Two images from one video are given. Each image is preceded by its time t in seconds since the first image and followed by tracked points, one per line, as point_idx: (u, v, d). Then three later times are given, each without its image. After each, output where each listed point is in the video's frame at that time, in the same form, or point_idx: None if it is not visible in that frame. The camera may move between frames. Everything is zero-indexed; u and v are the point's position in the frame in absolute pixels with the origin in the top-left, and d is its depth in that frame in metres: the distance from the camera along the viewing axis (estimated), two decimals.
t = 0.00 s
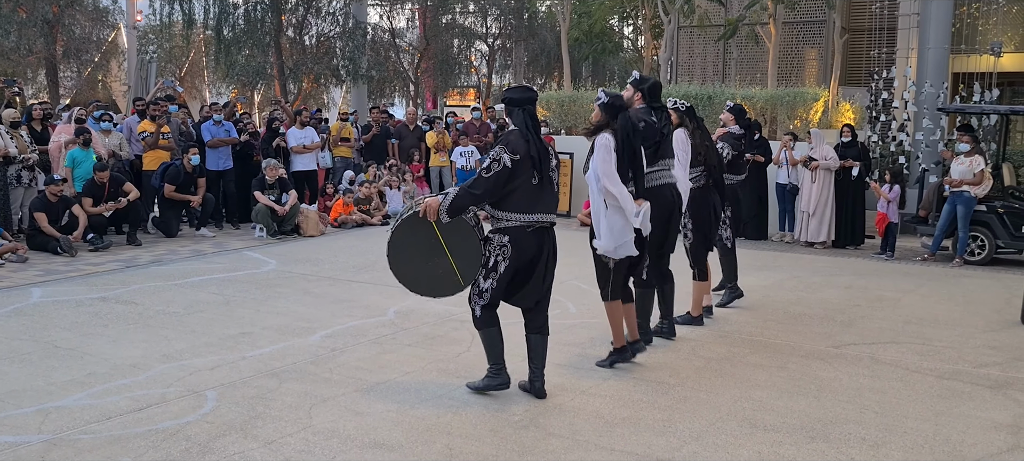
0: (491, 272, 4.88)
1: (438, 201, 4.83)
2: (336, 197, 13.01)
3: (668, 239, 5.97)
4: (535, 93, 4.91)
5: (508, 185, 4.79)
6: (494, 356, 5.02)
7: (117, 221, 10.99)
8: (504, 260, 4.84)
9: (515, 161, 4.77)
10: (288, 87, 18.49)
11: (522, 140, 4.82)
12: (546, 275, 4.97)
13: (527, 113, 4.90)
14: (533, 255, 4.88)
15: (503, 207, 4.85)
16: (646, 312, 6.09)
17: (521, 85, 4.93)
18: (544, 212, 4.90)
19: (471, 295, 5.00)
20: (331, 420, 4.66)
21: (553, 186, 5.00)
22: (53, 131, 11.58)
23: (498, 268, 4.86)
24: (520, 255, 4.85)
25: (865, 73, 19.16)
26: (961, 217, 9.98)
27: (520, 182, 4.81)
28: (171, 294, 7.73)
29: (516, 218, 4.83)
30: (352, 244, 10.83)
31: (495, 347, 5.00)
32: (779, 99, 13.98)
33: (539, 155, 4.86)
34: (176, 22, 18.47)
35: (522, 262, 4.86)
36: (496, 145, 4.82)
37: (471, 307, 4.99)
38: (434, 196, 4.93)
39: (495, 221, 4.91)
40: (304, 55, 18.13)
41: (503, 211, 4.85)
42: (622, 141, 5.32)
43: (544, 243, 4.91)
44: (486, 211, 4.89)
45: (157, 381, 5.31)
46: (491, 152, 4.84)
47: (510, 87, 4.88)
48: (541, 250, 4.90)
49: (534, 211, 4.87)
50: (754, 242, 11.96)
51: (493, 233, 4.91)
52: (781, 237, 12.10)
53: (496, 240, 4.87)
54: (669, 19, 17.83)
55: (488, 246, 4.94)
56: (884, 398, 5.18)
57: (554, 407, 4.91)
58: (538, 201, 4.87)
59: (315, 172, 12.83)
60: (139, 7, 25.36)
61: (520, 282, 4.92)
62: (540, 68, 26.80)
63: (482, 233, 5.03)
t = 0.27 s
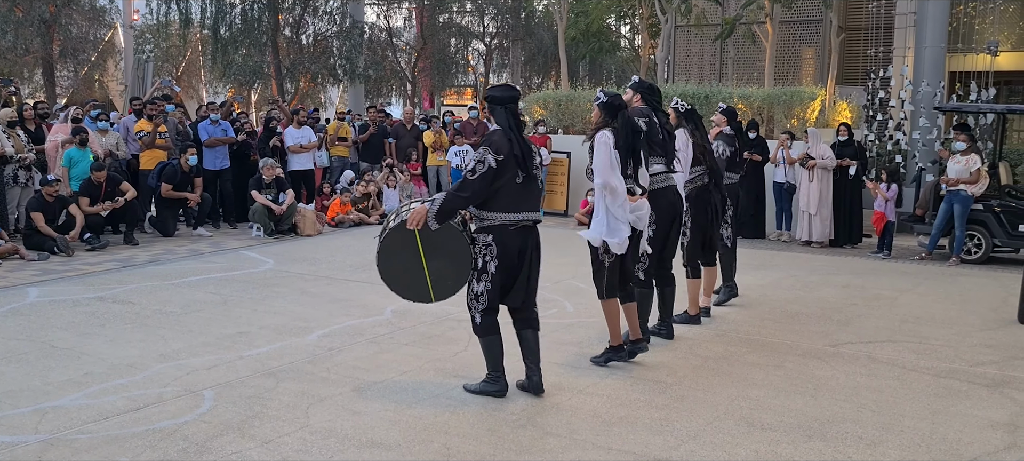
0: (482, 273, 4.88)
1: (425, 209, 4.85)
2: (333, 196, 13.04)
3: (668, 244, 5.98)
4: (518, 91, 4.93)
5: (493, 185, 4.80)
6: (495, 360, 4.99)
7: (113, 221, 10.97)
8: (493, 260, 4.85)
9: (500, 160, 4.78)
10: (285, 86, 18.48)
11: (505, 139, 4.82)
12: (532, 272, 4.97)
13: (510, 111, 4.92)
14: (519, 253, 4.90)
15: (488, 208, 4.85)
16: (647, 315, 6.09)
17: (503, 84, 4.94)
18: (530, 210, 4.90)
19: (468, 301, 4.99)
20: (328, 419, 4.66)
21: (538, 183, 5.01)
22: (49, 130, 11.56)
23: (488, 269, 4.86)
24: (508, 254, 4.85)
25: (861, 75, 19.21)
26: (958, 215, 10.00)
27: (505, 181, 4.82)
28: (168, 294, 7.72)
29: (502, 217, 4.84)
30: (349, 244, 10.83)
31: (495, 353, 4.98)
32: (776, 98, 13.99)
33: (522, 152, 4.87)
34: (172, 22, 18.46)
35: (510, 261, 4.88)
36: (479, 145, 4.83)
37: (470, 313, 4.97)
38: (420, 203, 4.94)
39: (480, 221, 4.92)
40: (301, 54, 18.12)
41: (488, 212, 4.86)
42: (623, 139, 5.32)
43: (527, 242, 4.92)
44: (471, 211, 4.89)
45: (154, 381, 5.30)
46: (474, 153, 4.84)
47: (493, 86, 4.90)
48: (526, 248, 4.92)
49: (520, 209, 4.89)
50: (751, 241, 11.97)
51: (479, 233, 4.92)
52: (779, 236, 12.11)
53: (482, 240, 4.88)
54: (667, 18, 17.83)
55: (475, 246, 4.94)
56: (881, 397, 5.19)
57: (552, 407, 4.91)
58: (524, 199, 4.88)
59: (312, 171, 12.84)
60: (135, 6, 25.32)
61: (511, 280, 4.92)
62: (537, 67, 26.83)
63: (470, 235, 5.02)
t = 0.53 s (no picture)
0: (466, 275, 4.93)
1: (403, 211, 4.88)
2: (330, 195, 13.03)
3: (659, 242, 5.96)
4: (492, 91, 4.97)
5: (468, 184, 4.84)
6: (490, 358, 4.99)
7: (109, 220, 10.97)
8: (475, 260, 4.90)
9: (474, 160, 4.82)
10: (282, 86, 18.45)
11: (479, 138, 4.87)
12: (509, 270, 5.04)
13: (485, 111, 4.96)
14: (499, 252, 4.95)
15: (465, 207, 4.89)
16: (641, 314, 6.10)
17: (477, 85, 5.01)
18: (506, 208, 4.96)
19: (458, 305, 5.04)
20: (325, 419, 4.66)
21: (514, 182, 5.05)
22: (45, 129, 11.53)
23: (472, 269, 4.91)
24: (487, 254, 4.91)
25: (857, 73, 19.23)
26: (954, 215, 10.01)
27: (480, 180, 4.87)
28: (164, 293, 7.71)
29: (479, 216, 4.88)
30: (346, 243, 10.81)
31: (491, 352, 4.99)
32: (772, 98, 14.01)
33: (496, 151, 4.92)
34: (169, 21, 18.43)
35: (492, 261, 4.93)
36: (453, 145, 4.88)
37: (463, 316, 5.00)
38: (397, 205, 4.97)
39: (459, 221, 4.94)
40: (297, 53, 18.10)
41: (466, 211, 4.89)
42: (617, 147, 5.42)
43: (507, 240, 4.98)
44: (449, 211, 4.93)
45: (150, 381, 5.30)
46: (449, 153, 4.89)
47: (467, 87, 4.96)
48: (505, 248, 4.97)
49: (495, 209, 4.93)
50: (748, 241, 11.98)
51: (458, 234, 4.95)
52: (775, 235, 12.12)
53: (463, 240, 4.92)
54: (664, 18, 17.83)
55: (456, 247, 4.99)
56: (877, 396, 5.19)
57: (549, 406, 4.91)
58: (499, 199, 4.93)
59: (308, 170, 12.85)
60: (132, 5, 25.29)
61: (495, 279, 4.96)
62: (534, 66, 26.85)
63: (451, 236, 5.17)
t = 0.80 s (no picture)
0: (448, 272, 4.98)
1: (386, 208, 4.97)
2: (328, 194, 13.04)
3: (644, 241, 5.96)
4: (481, 92, 5.01)
5: (450, 183, 4.88)
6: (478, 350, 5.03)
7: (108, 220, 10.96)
8: (457, 258, 4.94)
9: (457, 158, 4.86)
10: (279, 85, 18.43)
11: (464, 138, 4.90)
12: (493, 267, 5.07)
13: (474, 112, 5.00)
14: (480, 251, 4.98)
15: (448, 205, 4.93)
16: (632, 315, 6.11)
17: (470, 86, 5.05)
18: (488, 209, 4.94)
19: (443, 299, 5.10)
20: (324, 418, 4.66)
21: (500, 183, 5.04)
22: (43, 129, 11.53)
23: (453, 268, 4.95)
24: (466, 252, 4.94)
25: (855, 73, 19.20)
26: (952, 214, 10.02)
27: (463, 179, 4.90)
28: (162, 293, 7.71)
29: (461, 215, 4.90)
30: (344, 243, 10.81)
31: (479, 345, 5.02)
32: (770, 97, 14.01)
33: (482, 152, 4.92)
34: (166, 20, 18.40)
35: (473, 259, 4.96)
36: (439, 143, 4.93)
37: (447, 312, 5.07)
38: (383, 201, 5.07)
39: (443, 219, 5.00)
40: (295, 52, 18.09)
41: (449, 210, 4.93)
42: (614, 174, 5.39)
43: (490, 239, 5.01)
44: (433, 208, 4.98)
45: (149, 380, 5.30)
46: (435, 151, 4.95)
47: (455, 88, 5.01)
48: (486, 247, 4.99)
49: (478, 208, 4.93)
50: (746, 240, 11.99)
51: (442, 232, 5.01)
52: (773, 234, 12.14)
53: (446, 238, 4.97)
54: (662, 17, 17.84)
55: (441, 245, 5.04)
56: (876, 395, 5.20)
57: (548, 406, 4.91)
58: (483, 198, 4.92)
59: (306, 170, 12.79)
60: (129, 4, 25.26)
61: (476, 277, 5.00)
62: (532, 65, 26.84)
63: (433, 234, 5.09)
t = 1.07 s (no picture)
0: (427, 268, 4.99)
1: (377, 198, 5.00)
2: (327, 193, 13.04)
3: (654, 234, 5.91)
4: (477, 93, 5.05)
5: (446, 182, 4.91)
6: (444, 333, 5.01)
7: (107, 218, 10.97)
8: (441, 256, 4.96)
9: (455, 159, 4.89)
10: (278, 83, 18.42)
11: (463, 138, 4.93)
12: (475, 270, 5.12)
13: (469, 113, 5.04)
14: (464, 251, 5.02)
15: (440, 204, 4.97)
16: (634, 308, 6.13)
17: (466, 85, 5.08)
18: (479, 209, 5.03)
19: (408, 292, 5.11)
20: (323, 417, 4.66)
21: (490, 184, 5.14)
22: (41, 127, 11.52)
23: (434, 265, 4.97)
24: (452, 251, 4.97)
25: (854, 72, 19.22)
26: (950, 213, 10.02)
27: (458, 179, 4.95)
28: (161, 291, 7.70)
29: (453, 215, 4.97)
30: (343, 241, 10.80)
31: (445, 324, 5.00)
32: (769, 96, 14.02)
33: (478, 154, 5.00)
34: (165, 18, 18.38)
35: (456, 258, 5.00)
36: (437, 141, 4.93)
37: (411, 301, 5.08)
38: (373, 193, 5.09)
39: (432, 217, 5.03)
40: (294, 51, 18.08)
41: (441, 208, 4.98)
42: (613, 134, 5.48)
43: (477, 240, 5.07)
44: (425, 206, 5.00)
45: (147, 378, 5.29)
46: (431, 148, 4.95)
47: (451, 87, 5.02)
48: (472, 247, 5.05)
49: (471, 208, 5.02)
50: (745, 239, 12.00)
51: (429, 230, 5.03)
52: (772, 233, 12.16)
53: (433, 236, 4.99)
54: (661, 16, 17.82)
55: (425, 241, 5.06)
56: (875, 394, 5.20)
57: (547, 404, 4.91)
58: (475, 199, 5.01)
59: (305, 169, 12.77)
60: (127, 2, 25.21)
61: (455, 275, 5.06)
62: (531, 64, 26.81)
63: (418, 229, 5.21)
